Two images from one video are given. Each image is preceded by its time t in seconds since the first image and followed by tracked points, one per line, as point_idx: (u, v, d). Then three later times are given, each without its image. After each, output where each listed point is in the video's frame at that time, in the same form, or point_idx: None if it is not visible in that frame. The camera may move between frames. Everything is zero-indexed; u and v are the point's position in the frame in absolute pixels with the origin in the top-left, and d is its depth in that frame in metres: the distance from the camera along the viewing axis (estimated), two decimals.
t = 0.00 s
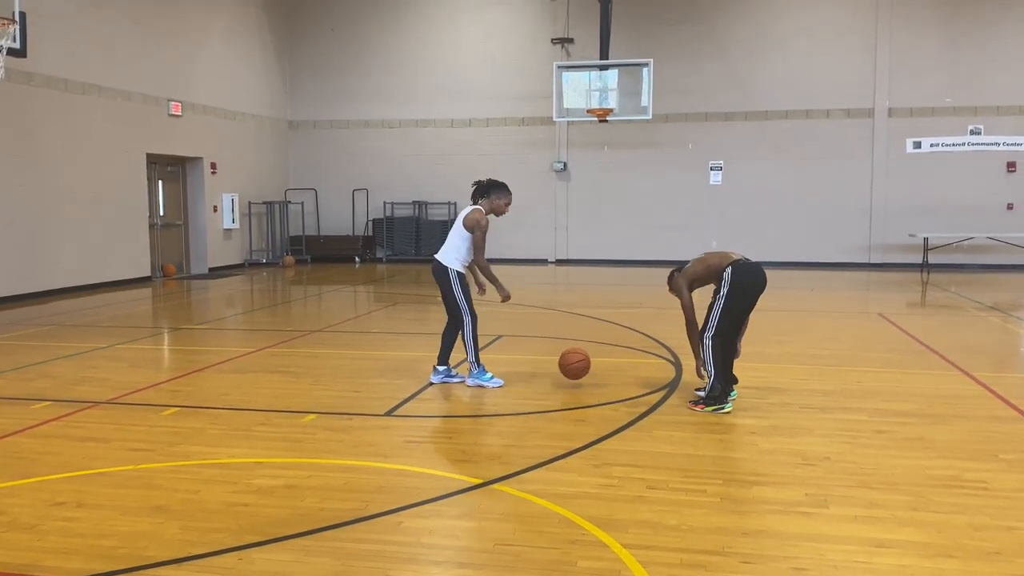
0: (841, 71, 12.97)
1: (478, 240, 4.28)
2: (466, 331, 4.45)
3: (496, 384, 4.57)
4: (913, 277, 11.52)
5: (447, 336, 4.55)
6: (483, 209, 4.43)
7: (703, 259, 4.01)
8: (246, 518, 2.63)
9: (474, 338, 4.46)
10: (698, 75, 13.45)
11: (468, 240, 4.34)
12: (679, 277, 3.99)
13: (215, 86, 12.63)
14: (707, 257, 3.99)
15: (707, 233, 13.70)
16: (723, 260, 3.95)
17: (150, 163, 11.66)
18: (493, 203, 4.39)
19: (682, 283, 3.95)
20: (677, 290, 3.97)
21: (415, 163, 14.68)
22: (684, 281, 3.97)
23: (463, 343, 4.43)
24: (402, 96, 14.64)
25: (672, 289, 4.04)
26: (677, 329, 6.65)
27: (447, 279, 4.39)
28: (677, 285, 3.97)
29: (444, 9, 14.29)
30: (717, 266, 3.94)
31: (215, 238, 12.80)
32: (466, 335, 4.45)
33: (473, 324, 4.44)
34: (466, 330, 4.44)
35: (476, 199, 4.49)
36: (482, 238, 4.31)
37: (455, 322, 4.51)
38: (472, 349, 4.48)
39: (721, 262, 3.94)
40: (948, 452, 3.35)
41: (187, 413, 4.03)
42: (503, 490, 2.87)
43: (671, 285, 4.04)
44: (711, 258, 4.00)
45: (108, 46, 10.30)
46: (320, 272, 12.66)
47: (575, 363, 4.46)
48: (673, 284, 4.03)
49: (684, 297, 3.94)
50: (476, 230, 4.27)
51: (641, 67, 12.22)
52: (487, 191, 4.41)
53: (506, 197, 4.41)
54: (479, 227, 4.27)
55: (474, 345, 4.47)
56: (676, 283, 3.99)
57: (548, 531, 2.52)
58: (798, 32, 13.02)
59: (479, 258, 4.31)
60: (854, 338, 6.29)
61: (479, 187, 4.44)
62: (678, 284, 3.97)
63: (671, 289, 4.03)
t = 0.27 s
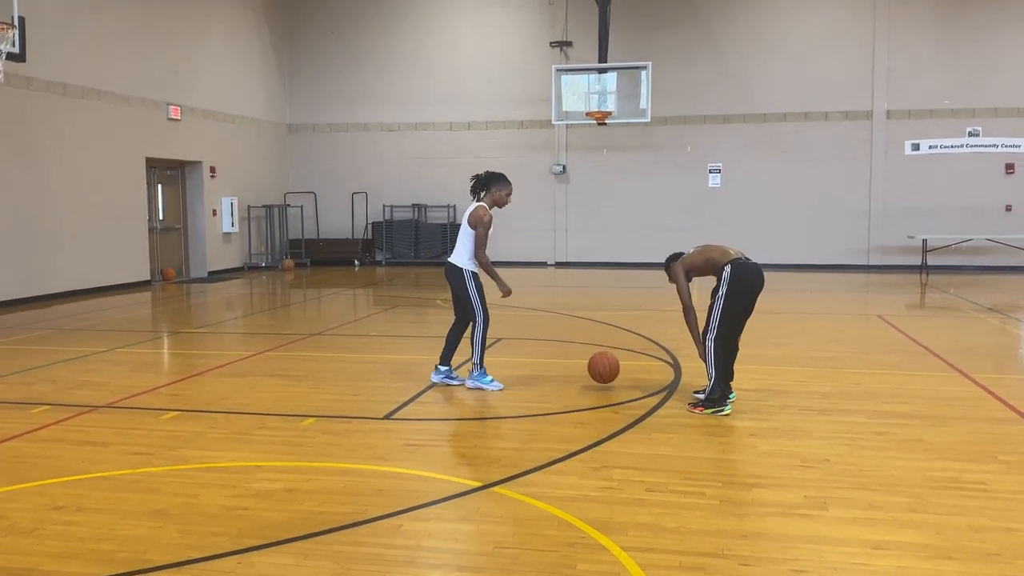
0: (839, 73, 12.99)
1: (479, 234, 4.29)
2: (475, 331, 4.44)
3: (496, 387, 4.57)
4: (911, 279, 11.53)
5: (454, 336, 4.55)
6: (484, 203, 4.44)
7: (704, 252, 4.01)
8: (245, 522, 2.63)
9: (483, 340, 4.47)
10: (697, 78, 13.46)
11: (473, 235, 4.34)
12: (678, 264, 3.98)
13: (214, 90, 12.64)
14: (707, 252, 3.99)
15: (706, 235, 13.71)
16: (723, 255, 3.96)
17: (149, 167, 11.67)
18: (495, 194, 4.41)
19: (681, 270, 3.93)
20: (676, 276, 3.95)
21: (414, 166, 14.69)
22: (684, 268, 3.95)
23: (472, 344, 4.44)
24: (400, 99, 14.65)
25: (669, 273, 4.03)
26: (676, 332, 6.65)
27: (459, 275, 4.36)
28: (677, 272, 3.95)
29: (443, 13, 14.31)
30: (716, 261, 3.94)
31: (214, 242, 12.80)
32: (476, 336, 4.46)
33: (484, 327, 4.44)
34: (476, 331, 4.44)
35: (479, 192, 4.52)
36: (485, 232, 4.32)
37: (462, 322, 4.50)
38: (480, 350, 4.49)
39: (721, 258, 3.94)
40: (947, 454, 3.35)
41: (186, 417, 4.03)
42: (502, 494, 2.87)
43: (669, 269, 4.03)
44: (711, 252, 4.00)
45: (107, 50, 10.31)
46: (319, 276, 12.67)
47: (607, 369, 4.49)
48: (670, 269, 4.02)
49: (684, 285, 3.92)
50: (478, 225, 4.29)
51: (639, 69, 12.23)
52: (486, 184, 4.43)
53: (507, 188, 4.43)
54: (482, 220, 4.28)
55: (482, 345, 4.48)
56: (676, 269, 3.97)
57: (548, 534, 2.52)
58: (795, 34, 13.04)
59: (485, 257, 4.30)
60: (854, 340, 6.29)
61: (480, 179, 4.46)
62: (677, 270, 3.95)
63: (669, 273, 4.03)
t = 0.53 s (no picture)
0: (838, 76, 13.00)
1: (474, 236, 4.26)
2: (474, 336, 4.45)
3: (496, 391, 4.58)
4: (911, 282, 11.53)
5: (453, 339, 4.55)
6: (481, 203, 4.43)
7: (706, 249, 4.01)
8: (245, 526, 2.63)
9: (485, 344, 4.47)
10: (695, 81, 13.47)
11: (464, 237, 4.32)
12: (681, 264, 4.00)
13: (213, 95, 12.65)
14: (706, 251, 3.99)
15: (706, 238, 13.71)
16: (724, 254, 3.96)
17: (149, 171, 11.67)
18: (492, 194, 4.40)
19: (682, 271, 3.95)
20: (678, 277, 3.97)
21: (413, 170, 14.70)
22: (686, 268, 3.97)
23: (472, 350, 4.44)
24: (400, 103, 14.66)
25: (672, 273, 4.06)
26: (676, 335, 6.65)
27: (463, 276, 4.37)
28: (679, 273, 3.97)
29: (442, 17, 14.33)
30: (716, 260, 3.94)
31: (214, 246, 12.81)
32: (476, 340, 4.46)
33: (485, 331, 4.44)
34: (476, 335, 4.44)
35: (475, 193, 4.51)
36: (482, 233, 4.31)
37: (462, 323, 4.51)
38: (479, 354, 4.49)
39: (721, 257, 3.94)
40: (947, 456, 3.35)
41: (186, 421, 4.03)
42: (502, 497, 2.87)
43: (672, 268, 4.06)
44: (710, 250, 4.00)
45: (107, 55, 10.33)
46: (319, 279, 12.68)
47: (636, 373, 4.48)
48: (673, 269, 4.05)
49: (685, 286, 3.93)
50: (473, 226, 4.26)
51: (638, 73, 12.24)
52: (482, 184, 4.43)
53: (502, 186, 4.43)
54: (480, 220, 4.26)
55: (482, 350, 4.48)
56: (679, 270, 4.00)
57: (547, 537, 2.52)
58: (794, 38, 13.06)
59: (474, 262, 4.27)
60: (853, 343, 6.29)
61: (475, 180, 4.46)
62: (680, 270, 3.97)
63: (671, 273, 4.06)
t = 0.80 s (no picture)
0: (837, 78, 13.01)
1: (461, 238, 4.25)
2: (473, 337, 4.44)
3: (496, 394, 4.56)
4: (911, 283, 11.52)
5: (449, 342, 4.54)
6: (472, 205, 4.42)
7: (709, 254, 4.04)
8: (246, 529, 2.63)
9: (483, 345, 4.46)
10: (694, 83, 13.49)
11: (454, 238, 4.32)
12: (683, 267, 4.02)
13: (213, 99, 12.67)
14: (710, 255, 4.01)
15: (706, 240, 13.71)
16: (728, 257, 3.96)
17: (149, 175, 11.68)
18: (481, 195, 4.38)
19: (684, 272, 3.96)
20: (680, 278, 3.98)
21: (413, 172, 14.70)
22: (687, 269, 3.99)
23: (471, 351, 4.43)
24: (399, 106, 14.67)
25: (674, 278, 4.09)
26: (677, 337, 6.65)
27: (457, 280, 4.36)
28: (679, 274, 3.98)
29: (441, 21, 14.35)
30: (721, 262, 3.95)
31: (214, 250, 12.81)
32: (476, 342, 4.45)
33: (484, 331, 4.43)
34: (475, 337, 4.44)
35: (465, 196, 4.50)
36: (470, 235, 4.30)
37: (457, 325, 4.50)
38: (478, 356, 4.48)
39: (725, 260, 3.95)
40: (948, 458, 3.34)
41: (187, 425, 4.03)
42: (502, 499, 2.87)
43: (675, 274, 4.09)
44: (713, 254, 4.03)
45: (106, 59, 10.33)
46: (319, 283, 12.68)
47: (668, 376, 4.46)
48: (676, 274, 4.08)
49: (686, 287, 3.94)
50: (462, 227, 4.25)
51: (638, 75, 12.24)
52: (471, 186, 4.41)
53: (492, 187, 4.41)
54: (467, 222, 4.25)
55: (482, 352, 4.47)
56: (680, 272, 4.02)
57: (548, 539, 2.51)
58: (793, 40, 13.07)
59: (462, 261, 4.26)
60: (854, 344, 6.29)
61: (465, 182, 4.45)
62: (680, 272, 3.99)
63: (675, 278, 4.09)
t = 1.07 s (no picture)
0: (839, 78, 13.00)
1: (454, 239, 4.26)
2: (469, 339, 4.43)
3: (498, 395, 4.55)
4: (914, 284, 11.51)
5: (446, 344, 4.53)
6: (462, 207, 4.42)
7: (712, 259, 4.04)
8: (248, 532, 2.63)
9: (479, 346, 4.45)
10: (696, 84, 13.48)
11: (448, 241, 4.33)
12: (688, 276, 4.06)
13: (215, 102, 12.69)
14: (709, 258, 4.01)
15: (708, 242, 13.70)
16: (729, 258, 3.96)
17: (151, 178, 11.69)
18: (471, 197, 4.39)
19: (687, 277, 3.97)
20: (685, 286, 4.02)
21: (414, 175, 14.71)
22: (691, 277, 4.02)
23: (467, 352, 4.42)
24: (401, 108, 14.68)
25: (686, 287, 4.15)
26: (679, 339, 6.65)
27: (450, 282, 4.36)
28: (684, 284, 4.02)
29: (443, 23, 14.35)
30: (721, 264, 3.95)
31: (216, 253, 12.82)
32: (471, 343, 4.44)
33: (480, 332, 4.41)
34: (470, 338, 4.42)
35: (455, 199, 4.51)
36: (463, 236, 4.30)
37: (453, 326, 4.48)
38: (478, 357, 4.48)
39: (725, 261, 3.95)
40: (951, 459, 3.34)
41: (189, 427, 4.03)
42: (505, 502, 2.86)
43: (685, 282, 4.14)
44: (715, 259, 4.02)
45: (108, 61, 10.34)
46: (321, 285, 12.69)
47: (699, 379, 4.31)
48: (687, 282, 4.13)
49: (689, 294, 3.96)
50: (455, 229, 4.26)
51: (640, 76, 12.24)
52: (461, 189, 4.42)
53: (482, 188, 4.42)
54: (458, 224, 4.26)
55: (477, 352, 4.47)
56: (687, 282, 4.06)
57: (551, 542, 2.51)
58: (794, 41, 13.07)
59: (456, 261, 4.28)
60: (857, 345, 6.28)
61: (455, 185, 4.46)
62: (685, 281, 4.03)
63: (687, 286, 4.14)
